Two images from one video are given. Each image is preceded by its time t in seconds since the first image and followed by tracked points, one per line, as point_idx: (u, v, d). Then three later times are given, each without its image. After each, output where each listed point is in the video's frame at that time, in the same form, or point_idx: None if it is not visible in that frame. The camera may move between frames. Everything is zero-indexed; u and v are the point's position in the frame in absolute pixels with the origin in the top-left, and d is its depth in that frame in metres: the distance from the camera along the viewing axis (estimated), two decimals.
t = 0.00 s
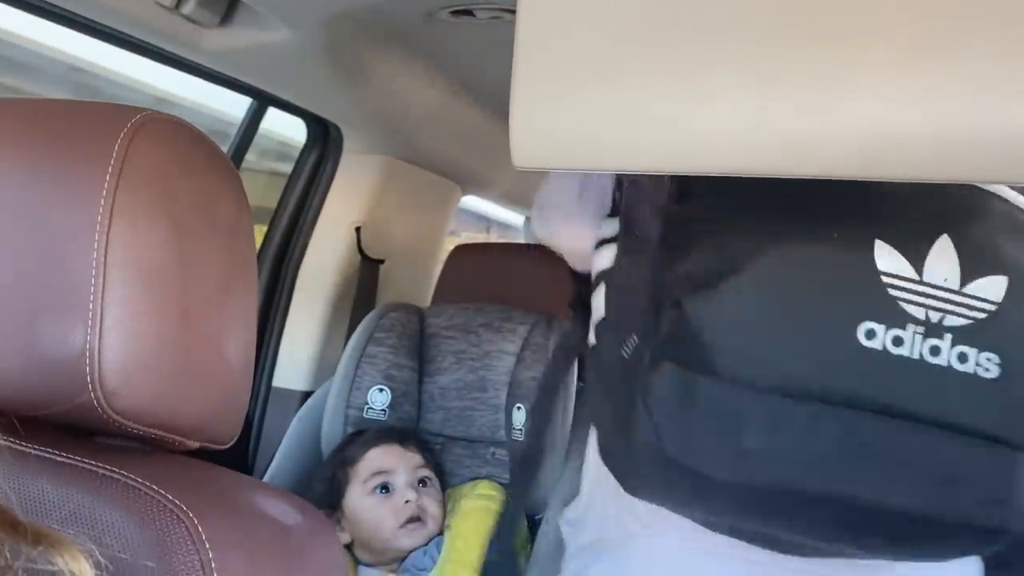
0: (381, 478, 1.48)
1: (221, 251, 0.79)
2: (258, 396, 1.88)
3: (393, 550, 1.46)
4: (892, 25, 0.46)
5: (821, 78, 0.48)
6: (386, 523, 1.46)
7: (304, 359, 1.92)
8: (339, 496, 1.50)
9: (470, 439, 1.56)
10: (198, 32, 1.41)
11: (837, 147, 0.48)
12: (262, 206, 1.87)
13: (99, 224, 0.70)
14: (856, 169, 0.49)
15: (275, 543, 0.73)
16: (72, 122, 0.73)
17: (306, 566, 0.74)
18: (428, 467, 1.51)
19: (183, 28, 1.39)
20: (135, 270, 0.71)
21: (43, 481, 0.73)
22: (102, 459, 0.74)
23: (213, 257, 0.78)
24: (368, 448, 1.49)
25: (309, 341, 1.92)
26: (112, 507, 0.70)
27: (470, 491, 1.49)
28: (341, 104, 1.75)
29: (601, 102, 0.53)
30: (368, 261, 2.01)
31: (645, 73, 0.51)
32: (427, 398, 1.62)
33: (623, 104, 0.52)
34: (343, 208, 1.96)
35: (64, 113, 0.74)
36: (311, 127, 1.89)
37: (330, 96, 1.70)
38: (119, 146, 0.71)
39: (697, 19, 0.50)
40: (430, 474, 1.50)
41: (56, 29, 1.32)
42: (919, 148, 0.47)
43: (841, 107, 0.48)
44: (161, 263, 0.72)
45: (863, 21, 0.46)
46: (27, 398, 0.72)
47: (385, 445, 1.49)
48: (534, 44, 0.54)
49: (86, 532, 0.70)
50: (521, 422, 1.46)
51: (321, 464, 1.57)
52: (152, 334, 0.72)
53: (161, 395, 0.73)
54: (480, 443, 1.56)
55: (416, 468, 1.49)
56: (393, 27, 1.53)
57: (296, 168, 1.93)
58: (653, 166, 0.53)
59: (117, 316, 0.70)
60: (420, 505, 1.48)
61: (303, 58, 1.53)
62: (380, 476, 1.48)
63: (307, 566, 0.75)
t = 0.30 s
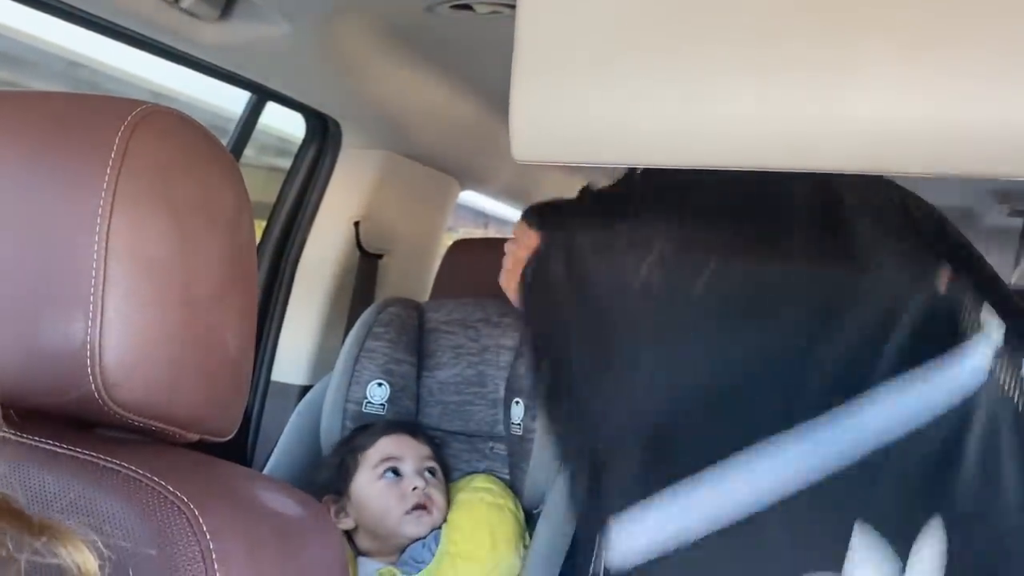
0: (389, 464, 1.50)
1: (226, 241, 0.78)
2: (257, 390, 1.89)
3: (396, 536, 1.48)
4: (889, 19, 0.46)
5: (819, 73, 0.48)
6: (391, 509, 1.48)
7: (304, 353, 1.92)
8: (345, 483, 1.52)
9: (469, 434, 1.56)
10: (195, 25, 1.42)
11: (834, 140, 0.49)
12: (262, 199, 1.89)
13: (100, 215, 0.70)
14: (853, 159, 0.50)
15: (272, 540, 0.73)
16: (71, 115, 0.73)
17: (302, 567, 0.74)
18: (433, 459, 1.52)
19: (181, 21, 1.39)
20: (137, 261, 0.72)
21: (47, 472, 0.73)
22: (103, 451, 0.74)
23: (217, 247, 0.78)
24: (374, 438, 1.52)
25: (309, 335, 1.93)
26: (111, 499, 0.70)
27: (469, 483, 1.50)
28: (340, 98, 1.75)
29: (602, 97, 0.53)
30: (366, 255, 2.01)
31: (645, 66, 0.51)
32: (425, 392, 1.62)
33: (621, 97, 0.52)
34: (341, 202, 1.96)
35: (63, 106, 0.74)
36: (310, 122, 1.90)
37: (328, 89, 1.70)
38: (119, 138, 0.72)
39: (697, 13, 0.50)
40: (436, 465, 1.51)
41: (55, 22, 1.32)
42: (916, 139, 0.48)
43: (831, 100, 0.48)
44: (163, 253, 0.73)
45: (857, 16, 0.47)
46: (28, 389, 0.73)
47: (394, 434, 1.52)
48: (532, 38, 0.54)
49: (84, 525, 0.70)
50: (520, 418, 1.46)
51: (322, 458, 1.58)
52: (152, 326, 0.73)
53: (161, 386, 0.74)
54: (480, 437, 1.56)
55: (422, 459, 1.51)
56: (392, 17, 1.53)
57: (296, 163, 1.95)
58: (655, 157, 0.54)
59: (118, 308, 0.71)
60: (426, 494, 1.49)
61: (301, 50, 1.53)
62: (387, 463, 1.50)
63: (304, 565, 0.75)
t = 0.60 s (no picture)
0: (383, 453, 1.51)
1: (221, 231, 0.78)
2: (253, 383, 1.88)
3: (393, 523, 1.49)
4: (893, 8, 0.46)
5: (825, 62, 0.47)
6: (386, 497, 1.48)
7: (299, 347, 1.92)
8: (342, 471, 1.51)
9: (466, 427, 1.56)
10: (193, 15, 1.41)
11: (843, 129, 0.48)
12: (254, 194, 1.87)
13: (94, 203, 0.69)
14: (862, 151, 0.49)
15: (270, 534, 0.72)
16: (65, 104, 0.72)
17: (300, 562, 0.73)
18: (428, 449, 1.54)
19: (178, 12, 1.38)
20: (132, 248, 0.71)
21: (44, 465, 0.73)
22: (99, 441, 0.74)
23: (215, 236, 0.77)
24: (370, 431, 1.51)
25: (305, 329, 1.92)
26: (107, 490, 0.70)
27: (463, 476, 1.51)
28: (336, 89, 1.74)
29: (603, 87, 0.52)
30: (362, 249, 2.00)
31: (648, 56, 0.51)
32: (422, 385, 1.61)
33: (626, 87, 0.51)
34: (339, 196, 1.94)
35: (57, 92, 0.73)
36: (306, 114, 1.88)
37: (325, 80, 1.69)
38: (114, 125, 0.71)
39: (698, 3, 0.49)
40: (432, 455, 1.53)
41: (52, 11, 1.31)
42: (921, 131, 0.47)
43: (839, 87, 0.47)
44: (158, 242, 0.72)
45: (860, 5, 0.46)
46: (23, 378, 0.73)
47: (388, 426, 1.52)
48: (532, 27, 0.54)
49: (81, 515, 0.70)
50: (517, 409, 1.50)
51: (318, 451, 1.57)
52: (148, 316, 0.72)
53: (157, 378, 0.73)
54: (477, 430, 1.55)
55: (417, 450, 1.52)
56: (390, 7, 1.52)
57: (292, 157, 1.93)
58: (655, 150, 0.53)
59: (114, 296, 0.70)
60: (420, 483, 1.50)
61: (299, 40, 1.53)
62: (382, 454, 1.50)
63: (303, 560, 0.73)
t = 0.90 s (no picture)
0: (374, 446, 1.52)
1: (205, 228, 0.77)
2: (241, 375, 1.88)
3: (383, 515, 1.51)
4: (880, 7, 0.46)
5: (813, 59, 0.47)
6: (377, 489, 1.52)
7: (288, 339, 1.91)
8: (334, 462, 1.54)
9: (456, 419, 1.57)
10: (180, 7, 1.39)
11: (830, 128, 0.48)
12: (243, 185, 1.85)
13: (76, 199, 0.69)
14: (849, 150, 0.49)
15: (255, 534, 0.72)
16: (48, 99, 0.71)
17: (285, 560, 0.73)
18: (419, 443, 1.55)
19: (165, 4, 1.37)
20: (115, 245, 0.70)
21: (28, 463, 0.72)
22: (83, 440, 0.73)
23: (198, 234, 0.77)
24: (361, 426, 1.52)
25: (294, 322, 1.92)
26: (90, 489, 0.70)
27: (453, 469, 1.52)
28: (325, 80, 1.73)
29: (590, 85, 0.52)
30: (352, 241, 1.99)
31: (635, 53, 0.50)
32: (412, 378, 1.61)
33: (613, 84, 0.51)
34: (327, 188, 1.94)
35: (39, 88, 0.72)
36: (294, 107, 1.87)
37: (314, 71, 1.68)
38: (97, 121, 0.70)
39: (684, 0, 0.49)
40: (422, 448, 1.54)
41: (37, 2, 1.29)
42: (908, 130, 0.47)
43: (824, 87, 0.47)
44: (142, 239, 0.71)
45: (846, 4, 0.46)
46: (8, 375, 0.72)
47: (379, 418, 1.54)
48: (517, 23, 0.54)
49: (64, 515, 0.70)
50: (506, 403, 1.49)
51: (307, 444, 1.57)
52: (132, 313, 0.71)
53: (141, 376, 0.73)
54: (467, 422, 1.56)
55: (408, 442, 1.53)
56: None
57: (280, 148, 1.91)
58: (642, 148, 0.52)
59: (97, 293, 0.70)
60: (412, 476, 1.52)
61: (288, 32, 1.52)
62: (375, 447, 1.52)
63: (288, 557, 0.73)
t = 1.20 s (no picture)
0: (368, 437, 1.52)
1: (201, 218, 0.77)
2: (234, 366, 1.88)
3: (378, 505, 1.51)
4: None
5: (813, 47, 0.47)
6: (371, 480, 1.51)
7: (281, 330, 1.91)
8: (327, 453, 1.53)
9: (449, 409, 1.57)
10: None
11: (829, 115, 0.48)
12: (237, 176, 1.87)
13: (69, 187, 0.68)
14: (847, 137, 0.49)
15: (251, 522, 0.72)
16: (41, 88, 0.71)
17: (281, 549, 0.73)
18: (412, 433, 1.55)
19: None
20: (109, 233, 0.70)
21: (24, 452, 0.72)
22: (79, 429, 0.73)
23: (194, 224, 0.76)
24: (355, 415, 1.53)
25: (287, 313, 1.91)
26: (85, 478, 0.69)
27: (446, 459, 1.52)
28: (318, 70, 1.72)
29: (588, 70, 0.52)
30: (344, 231, 1.98)
31: (633, 39, 0.50)
32: (405, 368, 1.61)
33: (611, 71, 0.51)
34: (319, 178, 1.93)
35: (32, 76, 0.71)
36: (286, 96, 1.86)
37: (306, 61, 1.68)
38: (89, 109, 0.69)
39: None
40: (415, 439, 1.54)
41: None
42: (905, 117, 0.47)
43: (819, 77, 0.47)
44: (136, 228, 0.71)
45: None
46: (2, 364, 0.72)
47: (373, 409, 1.53)
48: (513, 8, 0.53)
49: (60, 504, 0.69)
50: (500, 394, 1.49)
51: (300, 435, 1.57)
52: (126, 302, 0.71)
53: (135, 365, 0.72)
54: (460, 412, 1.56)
55: (401, 433, 1.53)
56: None
57: (274, 138, 1.91)
58: (641, 134, 0.52)
59: (91, 281, 0.69)
60: (406, 466, 1.52)
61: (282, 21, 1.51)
62: (368, 439, 1.52)
63: (284, 546, 0.73)
